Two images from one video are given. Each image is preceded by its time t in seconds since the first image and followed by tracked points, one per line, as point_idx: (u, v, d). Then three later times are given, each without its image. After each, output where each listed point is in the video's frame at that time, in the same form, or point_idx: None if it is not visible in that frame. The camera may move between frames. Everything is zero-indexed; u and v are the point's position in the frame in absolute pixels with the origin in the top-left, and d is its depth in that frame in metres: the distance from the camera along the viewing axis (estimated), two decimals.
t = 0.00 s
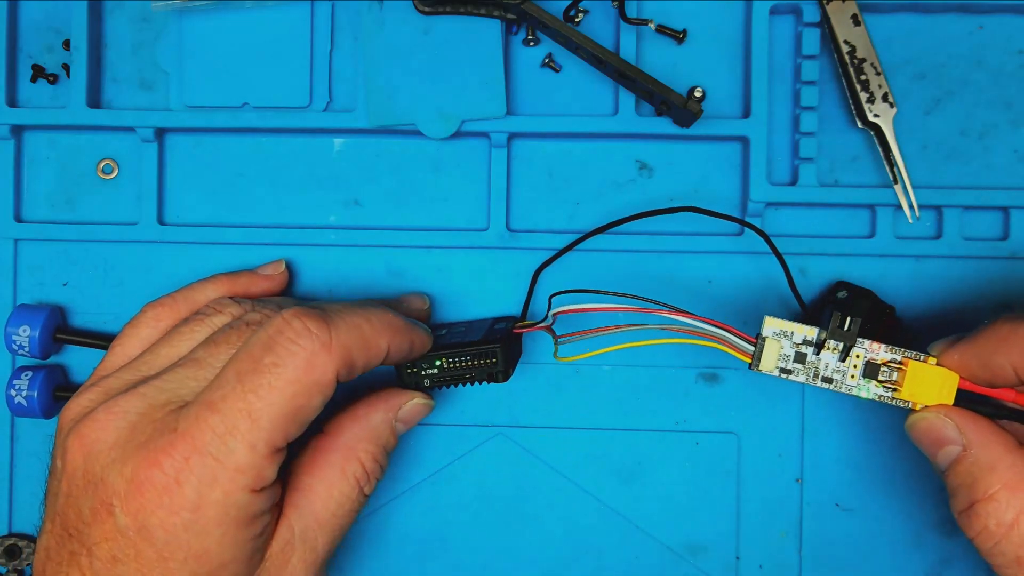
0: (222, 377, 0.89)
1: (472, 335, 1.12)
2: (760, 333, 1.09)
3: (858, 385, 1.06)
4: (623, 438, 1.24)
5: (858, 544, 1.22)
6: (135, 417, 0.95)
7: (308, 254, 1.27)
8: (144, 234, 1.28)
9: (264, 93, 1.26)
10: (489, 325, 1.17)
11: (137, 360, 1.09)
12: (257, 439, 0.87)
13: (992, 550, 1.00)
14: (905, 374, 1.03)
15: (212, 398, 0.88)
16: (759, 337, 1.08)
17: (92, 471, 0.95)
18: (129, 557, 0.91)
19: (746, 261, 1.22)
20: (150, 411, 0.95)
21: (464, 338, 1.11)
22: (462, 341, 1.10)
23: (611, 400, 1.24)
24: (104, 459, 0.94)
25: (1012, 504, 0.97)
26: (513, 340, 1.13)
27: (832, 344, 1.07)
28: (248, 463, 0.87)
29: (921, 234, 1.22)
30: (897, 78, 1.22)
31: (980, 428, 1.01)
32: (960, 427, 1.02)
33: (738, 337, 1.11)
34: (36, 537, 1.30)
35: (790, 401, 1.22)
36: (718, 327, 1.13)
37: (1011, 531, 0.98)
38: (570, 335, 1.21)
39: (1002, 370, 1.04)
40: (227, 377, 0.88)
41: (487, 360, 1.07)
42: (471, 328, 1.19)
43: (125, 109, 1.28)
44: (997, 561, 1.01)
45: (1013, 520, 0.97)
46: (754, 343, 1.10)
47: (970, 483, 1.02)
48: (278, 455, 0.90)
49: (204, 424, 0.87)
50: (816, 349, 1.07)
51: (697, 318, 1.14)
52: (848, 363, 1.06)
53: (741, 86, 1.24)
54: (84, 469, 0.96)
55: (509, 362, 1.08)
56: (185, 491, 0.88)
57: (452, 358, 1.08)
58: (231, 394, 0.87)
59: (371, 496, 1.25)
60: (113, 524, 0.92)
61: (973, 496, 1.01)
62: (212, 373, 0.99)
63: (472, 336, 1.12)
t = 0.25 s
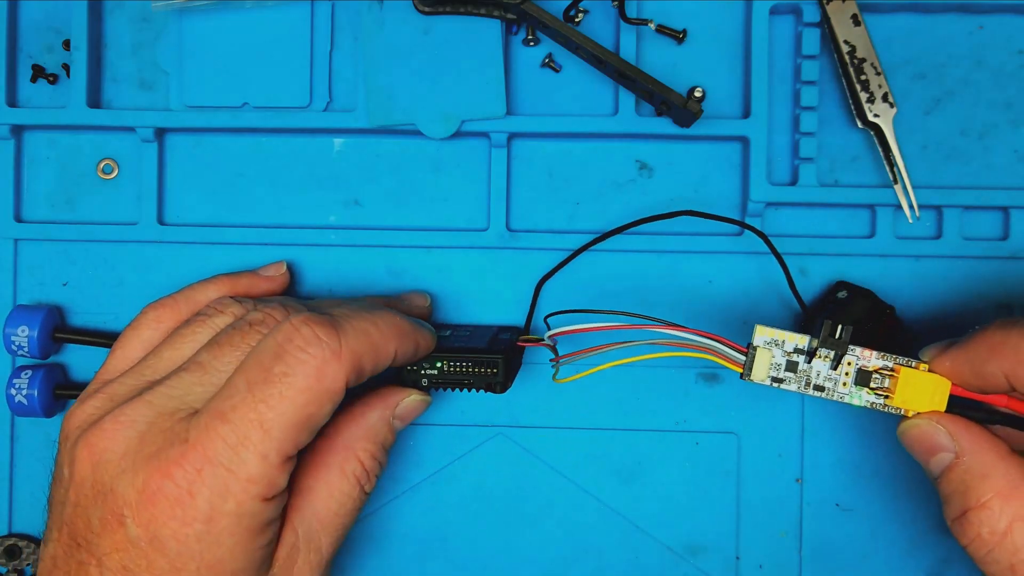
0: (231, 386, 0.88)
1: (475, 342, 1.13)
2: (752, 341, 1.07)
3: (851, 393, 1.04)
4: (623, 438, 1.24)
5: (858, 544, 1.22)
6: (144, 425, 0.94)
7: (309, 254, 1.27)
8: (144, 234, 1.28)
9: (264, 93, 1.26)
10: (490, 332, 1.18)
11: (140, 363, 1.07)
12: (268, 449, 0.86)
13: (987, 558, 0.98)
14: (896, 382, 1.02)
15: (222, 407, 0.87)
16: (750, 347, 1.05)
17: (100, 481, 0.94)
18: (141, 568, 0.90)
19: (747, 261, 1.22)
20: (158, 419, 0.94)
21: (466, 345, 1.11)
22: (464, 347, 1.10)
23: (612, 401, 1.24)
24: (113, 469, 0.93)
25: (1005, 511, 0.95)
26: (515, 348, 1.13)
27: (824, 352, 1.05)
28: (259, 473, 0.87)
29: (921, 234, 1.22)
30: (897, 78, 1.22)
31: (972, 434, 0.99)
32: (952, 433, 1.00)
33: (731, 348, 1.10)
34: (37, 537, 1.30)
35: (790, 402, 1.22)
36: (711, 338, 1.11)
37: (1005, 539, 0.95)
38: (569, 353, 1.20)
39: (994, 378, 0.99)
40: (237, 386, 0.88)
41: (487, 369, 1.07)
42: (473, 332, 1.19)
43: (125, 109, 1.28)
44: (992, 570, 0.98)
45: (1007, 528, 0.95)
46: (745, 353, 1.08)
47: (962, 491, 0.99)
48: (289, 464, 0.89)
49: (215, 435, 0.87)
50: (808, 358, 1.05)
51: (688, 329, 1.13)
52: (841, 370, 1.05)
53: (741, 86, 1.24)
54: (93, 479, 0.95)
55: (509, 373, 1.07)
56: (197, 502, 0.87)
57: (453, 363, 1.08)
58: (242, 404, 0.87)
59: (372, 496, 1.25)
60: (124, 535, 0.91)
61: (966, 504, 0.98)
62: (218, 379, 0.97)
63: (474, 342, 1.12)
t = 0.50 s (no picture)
0: (232, 394, 0.88)
1: (472, 343, 1.13)
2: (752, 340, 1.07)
3: (850, 391, 1.05)
4: (623, 438, 1.24)
5: (858, 544, 1.22)
6: (143, 433, 0.93)
7: (309, 254, 1.27)
8: (144, 234, 1.28)
9: (264, 93, 1.26)
10: (487, 335, 1.18)
11: (136, 367, 1.06)
12: (271, 457, 0.86)
13: (986, 558, 0.98)
14: (897, 380, 1.02)
15: (224, 416, 0.87)
16: (751, 345, 1.05)
17: (99, 490, 0.93)
18: None
19: (746, 261, 1.22)
20: (157, 427, 0.94)
21: (465, 346, 1.11)
22: (463, 349, 1.10)
23: (612, 401, 1.24)
24: (113, 478, 0.93)
25: (1004, 511, 0.95)
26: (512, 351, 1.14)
27: (825, 350, 1.05)
28: (262, 481, 0.87)
29: (921, 234, 1.22)
30: (897, 78, 1.22)
31: (972, 434, 0.99)
32: (952, 433, 1.00)
33: (731, 346, 1.10)
34: (36, 537, 1.30)
35: (790, 401, 1.22)
36: (710, 338, 1.11)
37: (1004, 539, 0.96)
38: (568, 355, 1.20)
39: (995, 378, 0.99)
40: (238, 394, 0.88)
41: (486, 372, 1.07)
42: (470, 333, 1.19)
43: (125, 109, 1.28)
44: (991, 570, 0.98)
45: (1006, 528, 0.95)
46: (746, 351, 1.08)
47: (962, 491, 0.99)
48: (291, 471, 0.89)
49: (217, 443, 0.87)
50: (809, 356, 1.05)
51: (689, 329, 1.13)
52: (841, 369, 1.05)
53: (741, 85, 1.24)
54: (92, 488, 0.94)
55: (507, 377, 1.08)
56: (199, 511, 0.87)
57: (451, 363, 1.08)
58: (244, 412, 0.86)
59: (372, 496, 1.25)
60: (125, 544, 0.90)
61: (966, 504, 0.99)
62: (216, 384, 0.97)
63: (472, 345, 1.12)
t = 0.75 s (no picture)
0: (231, 396, 0.88)
1: (470, 343, 1.12)
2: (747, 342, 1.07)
3: (845, 393, 1.04)
4: (623, 438, 1.24)
5: (858, 544, 1.22)
6: (141, 433, 0.93)
7: (309, 254, 1.27)
8: (144, 234, 1.28)
9: (264, 93, 1.26)
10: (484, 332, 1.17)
11: (133, 367, 1.06)
12: (269, 459, 0.86)
13: (982, 559, 0.99)
14: (891, 381, 1.01)
15: (223, 417, 0.87)
16: (745, 348, 1.05)
17: (98, 489, 0.94)
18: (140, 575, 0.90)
19: (746, 261, 1.22)
20: (156, 427, 0.94)
21: (461, 347, 1.11)
22: (461, 349, 1.10)
23: (611, 400, 1.24)
24: (111, 478, 0.93)
25: (1001, 514, 0.96)
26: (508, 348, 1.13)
27: (820, 352, 1.04)
28: (259, 483, 0.86)
29: (921, 234, 1.22)
30: (897, 78, 1.22)
31: (968, 435, 0.99)
32: (949, 434, 0.99)
33: (725, 349, 1.09)
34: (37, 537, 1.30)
35: (790, 401, 1.22)
36: (704, 339, 1.10)
37: (1001, 541, 0.96)
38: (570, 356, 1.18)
39: (991, 380, 0.99)
40: (237, 396, 0.87)
41: (485, 370, 1.07)
42: (467, 331, 1.19)
43: (125, 109, 1.28)
44: (986, 571, 0.99)
45: (1002, 530, 0.96)
46: (740, 354, 1.07)
47: (958, 492, 1.00)
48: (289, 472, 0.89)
49: (215, 444, 0.87)
50: (803, 358, 1.04)
51: (682, 333, 1.12)
52: (836, 370, 1.04)
53: (741, 85, 1.24)
54: (90, 488, 0.94)
55: (505, 374, 1.08)
56: (196, 512, 0.87)
57: (450, 365, 1.08)
58: (242, 414, 0.86)
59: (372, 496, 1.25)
60: (123, 543, 0.91)
61: (962, 506, 0.99)
62: (213, 384, 0.97)
63: (469, 344, 1.12)
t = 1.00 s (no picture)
0: (233, 393, 0.88)
1: (470, 342, 1.12)
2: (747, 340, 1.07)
3: (846, 391, 1.04)
4: (623, 438, 1.24)
5: (858, 545, 1.22)
6: (144, 430, 0.93)
7: (309, 254, 1.27)
8: (144, 234, 1.28)
9: (265, 93, 1.26)
10: (483, 332, 1.18)
11: (136, 366, 1.06)
12: (271, 455, 0.86)
13: (984, 559, 0.98)
14: (892, 379, 1.01)
15: (225, 414, 0.87)
16: (746, 345, 1.05)
17: (101, 486, 0.93)
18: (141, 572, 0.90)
19: (746, 261, 1.22)
20: (158, 423, 0.94)
21: (460, 347, 1.11)
22: (461, 348, 1.10)
23: (610, 400, 1.24)
24: (114, 474, 0.93)
25: (1004, 513, 0.95)
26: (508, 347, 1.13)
27: (820, 350, 1.04)
28: (262, 479, 0.86)
29: (921, 234, 1.22)
30: (896, 79, 1.22)
31: (970, 434, 0.99)
32: (951, 433, 1.00)
33: (725, 347, 1.09)
34: (37, 537, 1.30)
35: (790, 401, 1.22)
36: (705, 338, 1.10)
37: (1003, 540, 0.96)
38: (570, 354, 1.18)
39: (993, 376, 0.99)
40: (239, 392, 0.88)
41: (485, 370, 1.07)
42: (466, 331, 1.19)
43: (125, 109, 1.28)
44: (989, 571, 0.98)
45: (1005, 529, 0.95)
46: (741, 352, 1.07)
47: (961, 491, 0.99)
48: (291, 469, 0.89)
49: (217, 441, 0.87)
50: (804, 356, 1.04)
51: (681, 330, 1.12)
52: (837, 368, 1.04)
53: (741, 86, 1.24)
54: (93, 484, 0.94)
55: (505, 373, 1.08)
56: (198, 508, 0.87)
57: (449, 365, 1.07)
58: (244, 410, 0.86)
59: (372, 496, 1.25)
60: (124, 540, 0.90)
61: (964, 504, 0.99)
62: (217, 381, 0.97)
63: (468, 344, 1.12)
